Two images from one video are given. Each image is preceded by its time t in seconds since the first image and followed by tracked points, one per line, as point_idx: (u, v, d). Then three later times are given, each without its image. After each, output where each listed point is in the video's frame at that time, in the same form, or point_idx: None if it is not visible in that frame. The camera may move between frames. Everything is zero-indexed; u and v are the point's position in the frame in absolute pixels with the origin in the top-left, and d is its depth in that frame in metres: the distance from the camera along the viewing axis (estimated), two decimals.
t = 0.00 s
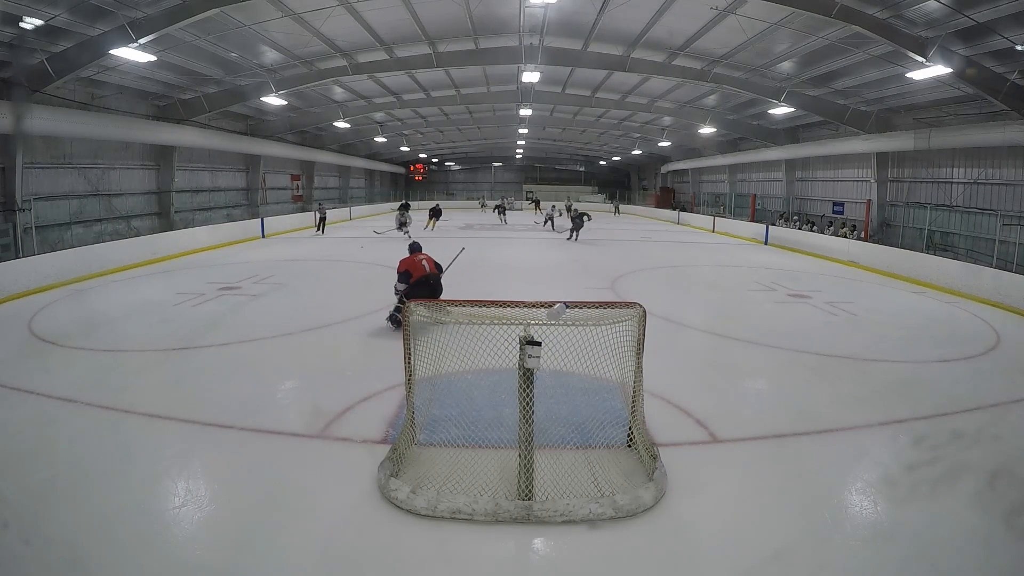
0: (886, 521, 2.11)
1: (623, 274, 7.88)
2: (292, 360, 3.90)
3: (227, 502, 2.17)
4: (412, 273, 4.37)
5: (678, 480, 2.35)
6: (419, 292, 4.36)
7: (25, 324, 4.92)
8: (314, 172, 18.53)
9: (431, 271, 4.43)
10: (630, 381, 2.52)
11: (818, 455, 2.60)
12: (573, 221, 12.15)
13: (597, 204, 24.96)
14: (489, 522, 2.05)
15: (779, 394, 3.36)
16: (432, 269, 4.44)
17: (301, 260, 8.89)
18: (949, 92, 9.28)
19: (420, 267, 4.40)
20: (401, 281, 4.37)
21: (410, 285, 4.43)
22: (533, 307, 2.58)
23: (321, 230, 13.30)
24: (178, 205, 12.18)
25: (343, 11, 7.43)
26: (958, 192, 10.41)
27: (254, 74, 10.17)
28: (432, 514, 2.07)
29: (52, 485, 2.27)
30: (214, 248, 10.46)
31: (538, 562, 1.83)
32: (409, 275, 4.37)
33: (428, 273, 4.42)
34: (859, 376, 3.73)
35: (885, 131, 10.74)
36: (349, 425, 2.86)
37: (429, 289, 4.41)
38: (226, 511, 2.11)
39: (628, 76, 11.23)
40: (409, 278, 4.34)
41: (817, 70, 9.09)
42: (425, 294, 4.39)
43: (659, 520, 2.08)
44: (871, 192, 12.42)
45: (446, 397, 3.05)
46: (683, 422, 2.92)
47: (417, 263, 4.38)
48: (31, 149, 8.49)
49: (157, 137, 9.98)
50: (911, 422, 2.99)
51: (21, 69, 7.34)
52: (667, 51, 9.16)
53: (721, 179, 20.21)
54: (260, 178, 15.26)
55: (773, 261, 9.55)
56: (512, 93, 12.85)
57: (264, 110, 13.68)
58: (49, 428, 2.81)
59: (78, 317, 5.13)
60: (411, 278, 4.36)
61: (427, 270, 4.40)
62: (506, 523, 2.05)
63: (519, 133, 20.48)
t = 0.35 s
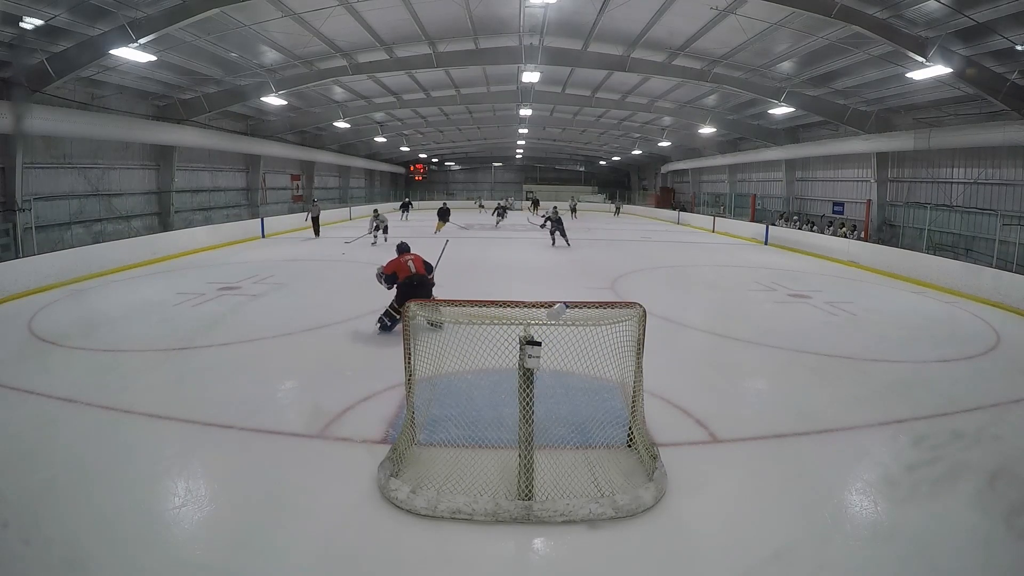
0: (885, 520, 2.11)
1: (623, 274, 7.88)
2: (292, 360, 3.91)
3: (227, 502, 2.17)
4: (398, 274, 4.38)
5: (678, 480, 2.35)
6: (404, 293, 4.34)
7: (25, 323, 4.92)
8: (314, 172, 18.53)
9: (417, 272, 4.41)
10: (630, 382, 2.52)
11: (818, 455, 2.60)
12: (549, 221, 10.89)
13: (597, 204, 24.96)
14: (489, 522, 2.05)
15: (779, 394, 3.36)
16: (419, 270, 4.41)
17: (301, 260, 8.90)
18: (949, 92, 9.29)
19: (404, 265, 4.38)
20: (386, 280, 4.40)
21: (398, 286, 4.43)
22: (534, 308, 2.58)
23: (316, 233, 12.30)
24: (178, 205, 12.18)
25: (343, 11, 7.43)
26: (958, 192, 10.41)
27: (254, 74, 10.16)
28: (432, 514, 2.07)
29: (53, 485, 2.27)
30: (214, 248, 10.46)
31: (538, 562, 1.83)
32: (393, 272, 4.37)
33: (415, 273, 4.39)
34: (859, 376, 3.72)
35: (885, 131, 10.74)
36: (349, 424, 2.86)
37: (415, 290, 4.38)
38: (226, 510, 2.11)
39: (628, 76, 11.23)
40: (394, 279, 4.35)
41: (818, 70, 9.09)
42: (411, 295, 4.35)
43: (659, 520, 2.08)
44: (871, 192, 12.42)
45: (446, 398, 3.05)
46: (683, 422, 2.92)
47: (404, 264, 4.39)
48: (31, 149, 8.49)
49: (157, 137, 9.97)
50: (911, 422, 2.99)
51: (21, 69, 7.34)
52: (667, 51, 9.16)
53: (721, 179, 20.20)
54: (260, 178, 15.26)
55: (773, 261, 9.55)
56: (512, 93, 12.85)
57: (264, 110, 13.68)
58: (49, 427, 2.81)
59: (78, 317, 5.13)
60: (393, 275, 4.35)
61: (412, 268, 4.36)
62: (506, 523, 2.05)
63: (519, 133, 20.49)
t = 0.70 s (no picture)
0: (885, 520, 2.11)
1: (623, 274, 7.88)
2: (292, 360, 3.90)
3: (228, 502, 2.17)
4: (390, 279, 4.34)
5: (678, 480, 2.35)
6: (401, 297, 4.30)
7: (24, 323, 4.92)
8: (314, 172, 18.53)
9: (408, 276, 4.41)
10: (630, 382, 2.52)
11: (817, 455, 2.60)
12: (521, 224, 9.91)
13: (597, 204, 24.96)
14: (489, 522, 2.05)
15: (779, 395, 3.36)
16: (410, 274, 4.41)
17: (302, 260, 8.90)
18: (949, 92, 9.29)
19: (396, 267, 4.33)
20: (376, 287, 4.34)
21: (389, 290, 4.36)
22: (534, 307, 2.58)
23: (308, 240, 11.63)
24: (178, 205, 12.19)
25: (344, 11, 7.43)
26: (958, 192, 10.40)
27: (254, 74, 10.17)
28: (432, 514, 2.07)
29: (53, 485, 2.27)
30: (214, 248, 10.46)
31: (538, 562, 1.83)
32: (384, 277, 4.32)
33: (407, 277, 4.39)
34: (859, 377, 3.72)
35: (885, 131, 10.74)
36: (349, 425, 2.86)
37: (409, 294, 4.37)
38: (226, 510, 2.11)
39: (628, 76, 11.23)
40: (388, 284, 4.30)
41: (817, 70, 9.09)
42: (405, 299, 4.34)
43: (660, 520, 2.08)
44: (871, 192, 12.41)
45: (446, 398, 3.05)
46: (683, 422, 2.92)
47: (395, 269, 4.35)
48: (31, 149, 8.48)
49: (156, 137, 9.97)
50: (911, 422, 2.99)
51: (21, 69, 7.34)
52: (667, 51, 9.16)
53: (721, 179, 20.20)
54: (260, 178, 15.25)
55: (773, 261, 9.55)
56: (512, 93, 12.85)
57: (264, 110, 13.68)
58: (49, 427, 2.81)
59: (78, 317, 5.13)
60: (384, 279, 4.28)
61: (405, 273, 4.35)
62: (506, 523, 2.05)
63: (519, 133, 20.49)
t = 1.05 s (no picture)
0: (886, 521, 2.11)
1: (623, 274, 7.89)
2: (292, 360, 3.90)
3: (227, 502, 2.17)
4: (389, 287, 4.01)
5: (678, 480, 2.35)
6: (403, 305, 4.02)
7: (24, 324, 4.92)
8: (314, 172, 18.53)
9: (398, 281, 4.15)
10: (630, 381, 2.52)
11: (817, 455, 2.60)
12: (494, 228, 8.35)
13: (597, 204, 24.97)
14: (489, 522, 2.05)
15: (779, 395, 3.36)
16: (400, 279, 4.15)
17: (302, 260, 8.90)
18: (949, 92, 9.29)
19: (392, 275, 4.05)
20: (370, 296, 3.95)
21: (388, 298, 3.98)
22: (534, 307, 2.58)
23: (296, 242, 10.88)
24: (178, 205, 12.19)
25: (344, 11, 7.43)
26: (958, 192, 10.40)
27: (254, 74, 10.17)
28: (431, 514, 2.07)
29: (54, 484, 2.28)
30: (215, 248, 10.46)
31: (538, 562, 1.83)
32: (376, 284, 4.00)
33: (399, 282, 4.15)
34: (858, 377, 3.73)
35: (885, 131, 10.75)
36: (349, 425, 2.86)
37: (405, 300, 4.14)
38: (226, 511, 2.11)
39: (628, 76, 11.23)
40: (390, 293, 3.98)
41: (817, 70, 9.09)
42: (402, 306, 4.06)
43: (660, 520, 2.08)
44: (871, 193, 12.41)
45: (446, 398, 3.05)
46: (683, 422, 2.92)
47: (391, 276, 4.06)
48: (31, 149, 8.48)
49: (157, 137, 9.97)
50: (911, 422, 2.99)
51: (21, 69, 7.35)
52: (667, 51, 9.15)
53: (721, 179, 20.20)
54: (260, 177, 15.25)
55: (773, 261, 9.55)
56: (512, 93, 12.85)
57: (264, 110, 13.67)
58: (49, 427, 2.81)
59: (78, 317, 5.13)
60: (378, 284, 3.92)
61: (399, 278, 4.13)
62: (506, 523, 2.05)
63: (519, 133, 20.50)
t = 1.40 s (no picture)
0: (886, 521, 2.11)
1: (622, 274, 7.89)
2: (292, 360, 3.90)
3: (227, 502, 2.17)
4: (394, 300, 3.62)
5: (677, 480, 2.35)
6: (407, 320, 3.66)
7: (25, 324, 4.92)
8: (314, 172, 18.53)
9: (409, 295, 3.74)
10: (630, 382, 2.52)
11: (817, 455, 2.61)
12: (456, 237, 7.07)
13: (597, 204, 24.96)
14: (489, 522, 2.05)
15: (779, 395, 3.36)
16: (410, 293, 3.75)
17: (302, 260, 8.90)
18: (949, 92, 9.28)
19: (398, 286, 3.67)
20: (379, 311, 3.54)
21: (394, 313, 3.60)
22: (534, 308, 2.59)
23: (281, 247, 10.08)
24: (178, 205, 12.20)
25: (344, 11, 7.43)
26: (958, 192, 10.40)
27: (254, 74, 10.17)
28: (432, 514, 2.07)
29: (54, 484, 2.28)
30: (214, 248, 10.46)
31: (538, 563, 1.83)
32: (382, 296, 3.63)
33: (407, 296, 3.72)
34: (858, 376, 3.73)
35: (885, 131, 10.75)
36: (349, 425, 2.86)
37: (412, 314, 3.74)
38: (226, 511, 2.11)
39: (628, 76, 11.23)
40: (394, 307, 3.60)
41: (817, 70, 9.09)
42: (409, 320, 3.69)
43: (660, 520, 2.08)
44: (871, 192, 12.41)
45: (446, 398, 3.04)
46: (682, 422, 2.92)
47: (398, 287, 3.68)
48: (31, 149, 8.48)
49: (157, 137, 9.98)
50: (911, 422, 2.99)
51: (21, 69, 7.35)
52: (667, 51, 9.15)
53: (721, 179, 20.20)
54: (260, 177, 15.25)
55: (773, 261, 9.54)
56: (512, 93, 12.85)
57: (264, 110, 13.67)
58: (49, 427, 2.81)
59: (78, 317, 5.13)
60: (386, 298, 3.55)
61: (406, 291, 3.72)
62: (505, 523, 2.05)
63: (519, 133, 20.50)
